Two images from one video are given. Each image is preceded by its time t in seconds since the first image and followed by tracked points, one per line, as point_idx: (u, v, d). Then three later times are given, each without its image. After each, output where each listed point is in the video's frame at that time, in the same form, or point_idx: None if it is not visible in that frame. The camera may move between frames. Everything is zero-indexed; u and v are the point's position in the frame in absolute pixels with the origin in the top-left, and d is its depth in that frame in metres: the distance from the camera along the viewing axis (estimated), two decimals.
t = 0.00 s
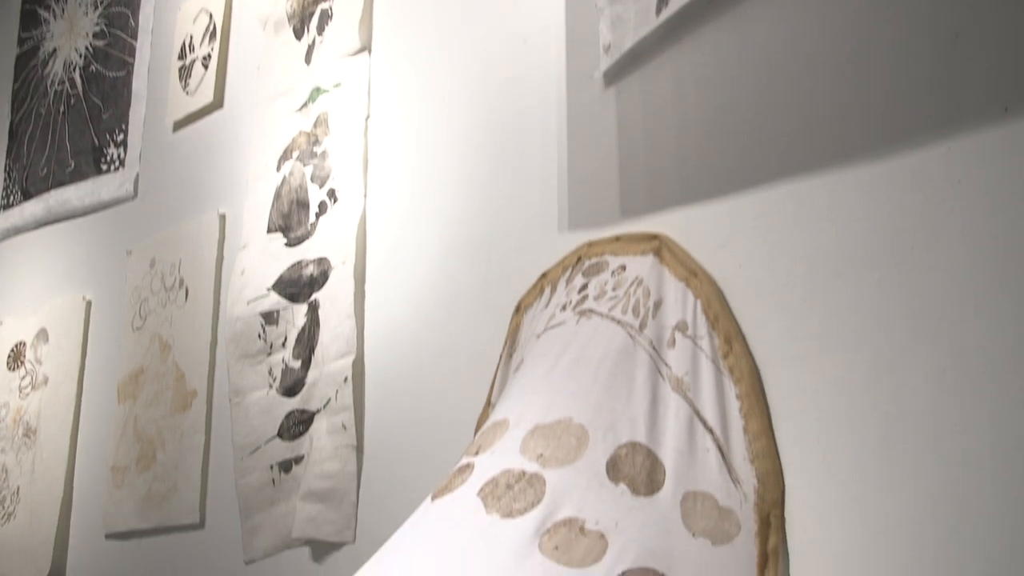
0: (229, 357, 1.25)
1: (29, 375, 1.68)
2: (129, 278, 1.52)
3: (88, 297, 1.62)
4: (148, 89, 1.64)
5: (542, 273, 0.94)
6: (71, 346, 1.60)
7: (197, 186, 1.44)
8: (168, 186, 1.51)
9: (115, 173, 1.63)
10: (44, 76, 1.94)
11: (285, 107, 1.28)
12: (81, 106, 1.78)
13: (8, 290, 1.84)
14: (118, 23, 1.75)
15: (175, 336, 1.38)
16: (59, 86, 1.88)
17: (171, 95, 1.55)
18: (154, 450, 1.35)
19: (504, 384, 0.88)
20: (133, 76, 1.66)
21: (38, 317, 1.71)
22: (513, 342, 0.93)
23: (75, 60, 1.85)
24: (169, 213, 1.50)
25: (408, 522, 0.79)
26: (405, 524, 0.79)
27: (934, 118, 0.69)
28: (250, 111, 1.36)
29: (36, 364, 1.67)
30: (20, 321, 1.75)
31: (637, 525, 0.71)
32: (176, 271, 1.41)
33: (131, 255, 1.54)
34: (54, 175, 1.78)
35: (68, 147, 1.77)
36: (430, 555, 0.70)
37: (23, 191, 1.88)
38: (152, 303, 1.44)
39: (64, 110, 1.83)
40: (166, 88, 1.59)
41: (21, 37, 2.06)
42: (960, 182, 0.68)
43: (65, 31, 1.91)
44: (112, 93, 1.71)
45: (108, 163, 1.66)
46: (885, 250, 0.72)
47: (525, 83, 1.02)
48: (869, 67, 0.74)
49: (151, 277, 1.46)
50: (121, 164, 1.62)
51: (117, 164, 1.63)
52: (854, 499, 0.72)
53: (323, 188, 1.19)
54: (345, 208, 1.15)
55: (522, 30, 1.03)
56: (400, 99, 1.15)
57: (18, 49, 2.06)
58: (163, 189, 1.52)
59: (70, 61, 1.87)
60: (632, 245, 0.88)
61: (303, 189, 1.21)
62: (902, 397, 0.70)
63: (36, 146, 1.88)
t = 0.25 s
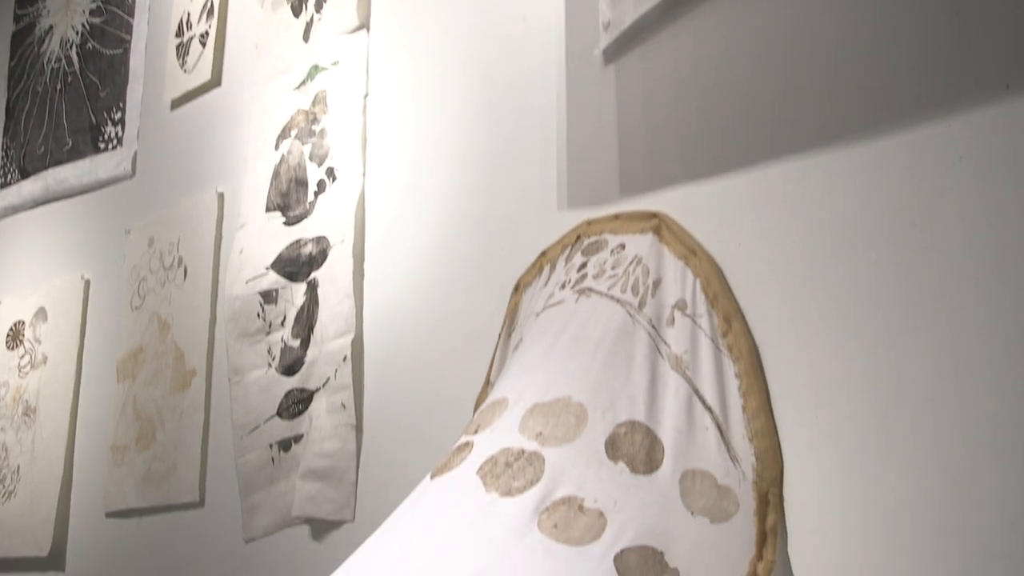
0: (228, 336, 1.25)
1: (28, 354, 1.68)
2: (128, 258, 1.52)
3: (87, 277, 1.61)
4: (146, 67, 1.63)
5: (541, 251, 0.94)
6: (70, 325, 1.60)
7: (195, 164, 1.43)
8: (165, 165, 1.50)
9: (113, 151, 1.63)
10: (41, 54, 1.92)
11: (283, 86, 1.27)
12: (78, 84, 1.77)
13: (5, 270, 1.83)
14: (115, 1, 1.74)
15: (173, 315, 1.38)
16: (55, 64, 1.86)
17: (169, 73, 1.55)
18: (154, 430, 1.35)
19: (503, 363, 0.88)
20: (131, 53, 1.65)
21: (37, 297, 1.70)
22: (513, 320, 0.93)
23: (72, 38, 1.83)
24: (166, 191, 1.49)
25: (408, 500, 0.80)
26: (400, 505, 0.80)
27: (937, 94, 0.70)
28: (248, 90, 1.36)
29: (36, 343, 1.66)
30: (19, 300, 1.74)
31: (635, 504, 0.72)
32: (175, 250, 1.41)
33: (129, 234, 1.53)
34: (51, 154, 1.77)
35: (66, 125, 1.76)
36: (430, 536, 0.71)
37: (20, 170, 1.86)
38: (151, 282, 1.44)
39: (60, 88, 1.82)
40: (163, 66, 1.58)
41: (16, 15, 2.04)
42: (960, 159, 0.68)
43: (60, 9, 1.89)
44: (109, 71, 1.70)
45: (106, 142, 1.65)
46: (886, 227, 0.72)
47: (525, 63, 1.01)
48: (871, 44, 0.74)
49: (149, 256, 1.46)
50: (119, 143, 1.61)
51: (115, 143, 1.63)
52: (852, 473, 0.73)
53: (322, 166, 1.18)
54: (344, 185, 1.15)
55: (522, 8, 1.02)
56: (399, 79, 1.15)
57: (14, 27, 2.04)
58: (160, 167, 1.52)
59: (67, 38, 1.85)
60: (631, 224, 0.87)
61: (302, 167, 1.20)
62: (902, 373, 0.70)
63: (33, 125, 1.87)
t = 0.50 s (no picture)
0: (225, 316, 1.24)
1: (25, 334, 1.67)
2: (125, 238, 1.51)
3: (84, 257, 1.61)
4: (143, 46, 1.62)
5: (539, 232, 0.94)
6: (67, 305, 1.60)
7: (192, 144, 1.43)
8: (162, 145, 1.50)
9: (110, 131, 1.62)
10: (35, 32, 1.90)
11: (281, 65, 1.27)
12: (74, 63, 1.75)
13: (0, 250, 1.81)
14: None
15: (172, 295, 1.38)
16: (50, 42, 1.84)
17: (165, 52, 1.54)
18: (152, 410, 1.36)
19: (501, 343, 0.88)
20: (127, 32, 1.64)
21: (35, 277, 1.69)
22: (510, 301, 0.93)
23: (67, 16, 1.81)
24: (163, 171, 1.49)
25: (405, 479, 0.80)
26: (394, 489, 0.80)
27: (939, 75, 0.71)
28: (245, 69, 1.35)
29: (34, 323, 1.66)
30: (17, 280, 1.73)
31: (631, 484, 0.72)
32: (173, 230, 1.41)
33: (126, 214, 1.53)
34: (47, 133, 1.75)
35: (62, 105, 1.74)
36: (427, 519, 0.71)
37: (16, 149, 1.84)
38: (149, 262, 1.44)
39: (56, 67, 1.80)
40: (159, 45, 1.57)
41: None
42: (958, 140, 0.70)
43: None
44: (105, 49, 1.68)
45: (103, 121, 1.64)
46: (886, 208, 0.74)
47: (523, 42, 1.01)
48: (873, 26, 0.75)
49: (147, 236, 1.46)
50: (116, 123, 1.61)
51: (111, 122, 1.62)
52: (852, 450, 0.74)
53: (320, 145, 1.18)
54: (343, 164, 1.15)
55: None
56: (396, 59, 1.14)
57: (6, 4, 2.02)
58: (156, 147, 1.51)
59: (62, 16, 1.83)
60: (630, 203, 0.88)
61: (300, 147, 1.20)
62: (902, 350, 0.72)
63: (28, 104, 1.84)
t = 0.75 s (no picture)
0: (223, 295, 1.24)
1: (24, 314, 1.67)
2: (123, 217, 1.51)
3: (81, 236, 1.60)
4: (139, 23, 1.59)
5: (537, 210, 0.94)
6: (66, 284, 1.59)
7: (189, 122, 1.42)
8: (159, 123, 1.49)
9: (106, 110, 1.60)
10: (31, 8, 1.84)
11: (278, 43, 1.26)
12: (71, 41, 1.71)
13: None
14: None
15: (170, 274, 1.38)
16: (46, 20, 1.79)
17: (161, 30, 1.52)
18: (150, 388, 1.36)
19: (499, 322, 0.88)
20: (122, 9, 1.62)
21: (32, 257, 1.68)
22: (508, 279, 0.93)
23: None
24: (160, 150, 1.48)
25: (404, 457, 0.80)
26: (395, 465, 0.80)
27: (941, 52, 0.71)
28: (242, 47, 1.34)
29: (32, 303, 1.66)
30: (15, 260, 1.72)
31: (630, 462, 0.72)
32: (170, 209, 1.40)
33: (124, 193, 1.52)
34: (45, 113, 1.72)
35: (58, 84, 1.70)
36: (428, 497, 0.72)
37: (13, 129, 1.81)
38: (147, 241, 1.44)
39: (52, 46, 1.75)
40: (156, 22, 1.55)
41: None
42: (959, 115, 0.70)
43: None
44: (101, 27, 1.66)
45: (99, 100, 1.63)
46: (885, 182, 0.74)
47: (522, 20, 1.00)
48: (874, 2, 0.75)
49: (144, 215, 1.46)
50: (113, 101, 1.59)
51: (107, 101, 1.60)
52: (850, 424, 0.74)
53: (317, 124, 1.18)
54: (341, 143, 1.15)
55: None
56: (394, 38, 1.14)
57: None
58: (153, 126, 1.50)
59: None
60: (628, 181, 0.88)
61: (297, 125, 1.20)
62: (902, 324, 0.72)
63: (25, 82, 1.80)
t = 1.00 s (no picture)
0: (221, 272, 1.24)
1: (22, 292, 1.66)
2: (121, 194, 1.50)
3: (79, 214, 1.60)
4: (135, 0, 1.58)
5: (536, 187, 0.94)
6: (65, 262, 1.59)
7: (186, 99, 1.42)
8: (156, 100, 1.49)
9: (103, 87, 1.59)
10: None
11: (276, 19, 1.25)
12: (66, 17, 1.68)
13: None
14: None
15: (168, 252, 1.38)
16: None
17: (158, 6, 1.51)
18: (149, 366, 1.36)
19: (498, 300, 0.88)
20: None
21: (29, 235, 1.67)
22: (507, 257, 0.93)
23: None
24: (158, 128, 1.47)
25: (403, 435, 0.80)
26: (393, 442, 0.80)
27: (940, 29, 0.73)
28: (238, 23, 1.33)
29: (30, 281, 1.64)
30: (13, 237, 1.71)
31: (629, 439, 0.72)
32: (168, 186, 1.40)
33: (122, 171, 1.52)
34: (40, 90, 1.69)
35: (54, 60, 1.67)
36: (427, 474, 0.73)
37: (8, 105, 1.77)
38: (145, 219, 1.44)
39: (47, 22, 1.72)
40: None
41: None
42: (964, 91, 0.71)
43: None
44: (98, 3, 1.63)
45: (95, 77, 1.61)
46: (888, 157, 0.74)
47: None
48: None
49: (142, 193, 1.45)
50: (109, 78, 1.58)
51: (104, 78, 1.59)
52: (851, 398, 0.75)
53: (315, 101, 1.17)
54: (338, 121, 1.14)
55: None
56: (392, 15, 1.13)
57: None
58: (150, 103, 1.50)
59: None
60: (627, 158, 0.88)
61: (294, 103, 1.19)
62: (905, 297, 0.73)
63: (19, 58, 1.76)
